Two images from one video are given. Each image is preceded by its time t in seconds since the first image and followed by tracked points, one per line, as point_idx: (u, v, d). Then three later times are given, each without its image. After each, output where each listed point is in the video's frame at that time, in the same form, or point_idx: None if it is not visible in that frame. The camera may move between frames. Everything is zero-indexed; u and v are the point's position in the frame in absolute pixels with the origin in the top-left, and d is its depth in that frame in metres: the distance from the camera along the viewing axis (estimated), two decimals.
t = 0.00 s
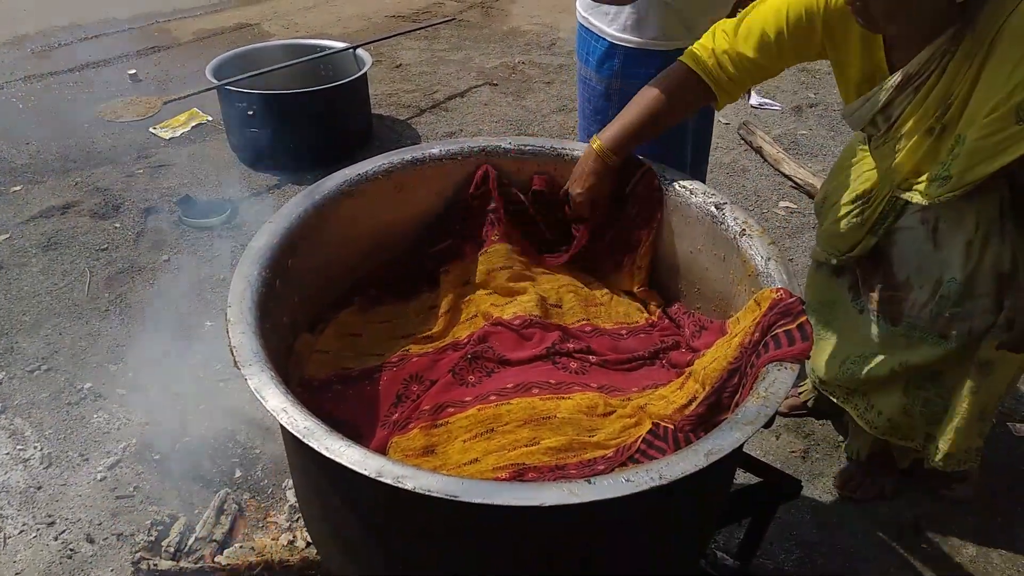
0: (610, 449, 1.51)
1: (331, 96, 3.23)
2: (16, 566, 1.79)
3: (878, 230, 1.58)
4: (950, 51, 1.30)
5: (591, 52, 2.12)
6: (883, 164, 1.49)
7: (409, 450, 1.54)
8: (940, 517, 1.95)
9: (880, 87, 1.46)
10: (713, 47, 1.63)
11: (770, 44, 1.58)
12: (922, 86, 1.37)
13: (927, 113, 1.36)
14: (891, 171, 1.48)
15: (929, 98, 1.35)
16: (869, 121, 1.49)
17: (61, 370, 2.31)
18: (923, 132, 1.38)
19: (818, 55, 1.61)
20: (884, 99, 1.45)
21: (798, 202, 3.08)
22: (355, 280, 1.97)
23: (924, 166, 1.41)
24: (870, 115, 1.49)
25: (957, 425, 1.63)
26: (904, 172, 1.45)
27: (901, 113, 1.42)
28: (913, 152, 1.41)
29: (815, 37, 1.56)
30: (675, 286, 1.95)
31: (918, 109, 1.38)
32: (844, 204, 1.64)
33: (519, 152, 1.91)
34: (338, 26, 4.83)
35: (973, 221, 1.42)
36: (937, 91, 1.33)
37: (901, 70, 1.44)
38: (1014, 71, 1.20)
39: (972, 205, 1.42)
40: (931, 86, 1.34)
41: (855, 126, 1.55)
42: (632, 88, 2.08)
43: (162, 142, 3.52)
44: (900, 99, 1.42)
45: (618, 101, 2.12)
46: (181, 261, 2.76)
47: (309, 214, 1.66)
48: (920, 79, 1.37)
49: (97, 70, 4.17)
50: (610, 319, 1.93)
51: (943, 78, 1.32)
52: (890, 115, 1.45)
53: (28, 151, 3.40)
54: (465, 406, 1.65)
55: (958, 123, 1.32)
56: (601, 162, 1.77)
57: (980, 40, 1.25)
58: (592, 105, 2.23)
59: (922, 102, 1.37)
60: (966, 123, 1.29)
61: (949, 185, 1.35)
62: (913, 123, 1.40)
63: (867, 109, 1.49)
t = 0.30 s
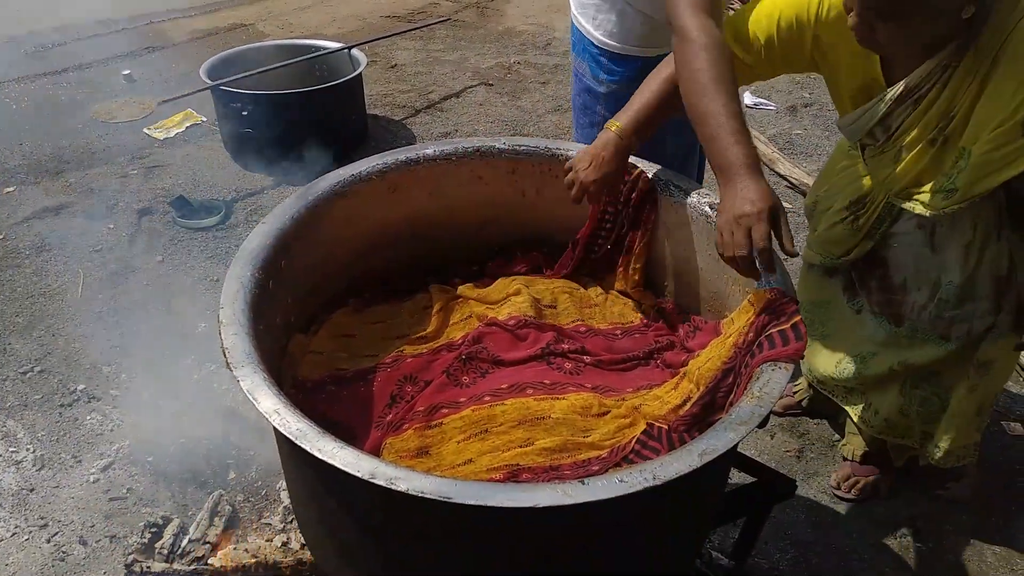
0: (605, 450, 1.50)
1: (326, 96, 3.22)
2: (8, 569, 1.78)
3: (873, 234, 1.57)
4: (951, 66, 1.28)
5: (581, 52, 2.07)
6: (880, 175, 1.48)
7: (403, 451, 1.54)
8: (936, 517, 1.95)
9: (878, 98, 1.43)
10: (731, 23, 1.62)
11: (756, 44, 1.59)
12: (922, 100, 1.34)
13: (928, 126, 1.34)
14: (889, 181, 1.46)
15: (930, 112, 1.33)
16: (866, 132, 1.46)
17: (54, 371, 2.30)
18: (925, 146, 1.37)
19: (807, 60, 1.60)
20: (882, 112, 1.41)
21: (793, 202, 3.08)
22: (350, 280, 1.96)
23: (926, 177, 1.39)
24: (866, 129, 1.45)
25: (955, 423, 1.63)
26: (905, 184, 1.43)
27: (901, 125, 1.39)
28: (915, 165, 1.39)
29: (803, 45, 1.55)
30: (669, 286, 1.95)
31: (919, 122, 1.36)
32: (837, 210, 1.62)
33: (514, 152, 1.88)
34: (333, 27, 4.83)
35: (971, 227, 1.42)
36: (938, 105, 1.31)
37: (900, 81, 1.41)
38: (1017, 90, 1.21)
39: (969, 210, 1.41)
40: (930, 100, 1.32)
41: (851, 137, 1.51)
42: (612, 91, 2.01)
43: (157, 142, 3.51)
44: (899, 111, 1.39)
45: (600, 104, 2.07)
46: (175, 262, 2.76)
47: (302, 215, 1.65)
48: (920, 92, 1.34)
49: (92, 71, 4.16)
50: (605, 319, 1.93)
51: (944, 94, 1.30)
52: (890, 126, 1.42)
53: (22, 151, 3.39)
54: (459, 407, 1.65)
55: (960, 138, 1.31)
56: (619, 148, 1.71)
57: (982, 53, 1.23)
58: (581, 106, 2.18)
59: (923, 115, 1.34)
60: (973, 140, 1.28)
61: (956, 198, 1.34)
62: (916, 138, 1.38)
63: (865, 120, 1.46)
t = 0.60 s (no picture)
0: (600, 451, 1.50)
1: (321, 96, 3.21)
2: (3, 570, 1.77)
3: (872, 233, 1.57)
4: (955, 62, 1.27)
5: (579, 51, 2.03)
6: (881, 172, 1.48)
7: (399, 452, 1.53)
8: (933, 516, 1.96)
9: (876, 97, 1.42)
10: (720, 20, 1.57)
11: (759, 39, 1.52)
12: (925, 95, 1.33)
13: (931, 123, 1.34)
14: (891, 179, 1.46)
15: (933, 108, 1.33)
16: (865, 130, 1.45)
17: (49, 372, 2.28)
18: (927, 144, 1.37)
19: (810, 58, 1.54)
20: (882, 108, 1.40)
21: (788, 201, 3.08)
22: (344, 280, 1.95)
23: (929, 175, 1.39)
24: (865, 126, 1.44)
25: (952, 424, 1.63)
26: (905, 184, 1.44)
27: (903, 121, 1.39)
28: (919, 162, 1.39)
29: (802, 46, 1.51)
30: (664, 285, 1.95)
31: (924, 117, 1.35)
32: (836, 209, 1.62)
33: (509, 151, 1.87)
34: (327, 26, 4.81)
35: (970, 227, 1.42)
36: (942, 101, 1.31)
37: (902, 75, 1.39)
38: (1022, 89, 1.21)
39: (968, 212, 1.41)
40: (934, 96, 1.31)
41: (850, 134, 1.50)
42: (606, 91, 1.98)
43: (150, 141, 3.49)
44: (900, 107, 1.38)
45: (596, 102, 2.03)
46: (169, 262, 2.74)
47: (295, 216, 1.64)
48: (921, 89, 1.33)
49: (85, 70, 4.14)
50: (601, 319, 1.92)
51: (947, 91, 1.29)
52: (889, 123, 1.41)
53: (14, 151, 3.37)
54: (455, 407, 1.64)
55: (963, 135, 1.32)
56: (621, 147, 1.71)
57: (989, 48, 1.23)
58: (581, 104, 2.14)
59: (927, 110, 1.34)
60: (977, 139, 1.29)
61: (960, 197, 1.34)
62: (918, 136, 1.37)
63: (863, 117, 1.44)
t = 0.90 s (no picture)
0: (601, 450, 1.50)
1: (325, 92, 3.21)
2: (4, 565, 1.78)
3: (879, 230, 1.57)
4: (965, 55, 1.27)
5: (587, 50, 2.03)
6: (890, 168, 1.48)
7: (401, 449, 1.53)
8: (934, 516, 1.95)
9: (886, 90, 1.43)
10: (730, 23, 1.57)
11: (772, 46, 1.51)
12: (936, 89, 1.34)
13: (942, 116, 1.34)
14: (899, 174, 1.46)
15: (944, 100, 1.33)
16: (875, 125, 1.46)
17: (51, 367, 2.29)
18: (938, 137, 1.37)
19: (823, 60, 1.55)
20: (893, 102, 1.41)
21: (792, 200, 3.08)
22: (348, 276, 1.96)
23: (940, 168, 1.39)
24: (874, 122, 1.45)
25: (958, 418, 1.62)
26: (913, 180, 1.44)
27: (913, 115, 1.39)
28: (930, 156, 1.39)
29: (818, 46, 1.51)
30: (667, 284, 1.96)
31: (936, 109, 1.35)
32: (842, 207, 1.62)
33: (514, 149, 1.87)
34: (331, 22, 4.81)
35: (978, 223, 1.43)
36: (954, 93, 1.31)
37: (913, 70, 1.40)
38: None
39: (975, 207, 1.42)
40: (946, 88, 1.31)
41: (858, 131, 1.50)
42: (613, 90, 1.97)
43: (154, 137, 3.50)
44: (911, 101, 1.38)
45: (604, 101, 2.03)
46: (172, 258, 2.75)
47: (299, 212, 1.64)
48: (932, 82, 1.33)
49: (89, 65, 4.15)
50: (603, 317, 1.92)
51: (958, 83, 1.30)
52: (899, 117, 1.42)
53: (18, 146, 3.38)
54: (457, 405, 1.64)
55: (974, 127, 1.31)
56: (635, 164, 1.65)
57: (999, 40, 1.23)
58: (590, 103, 2.14)
59: (939, 103, 1.34)
60: (988, 130, 1.27)
61: (970, 188, 1.32)
62: (929, 129, 1.37)
63: (873, 113, 1.45)
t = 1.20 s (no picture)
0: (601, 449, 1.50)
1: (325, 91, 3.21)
2: (4, 563, 1.78)
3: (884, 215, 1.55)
4: None
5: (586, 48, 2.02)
6: (900, 143, 1.46)
7: (401, 448, 1.53)
8: (934, 516, 1.95)
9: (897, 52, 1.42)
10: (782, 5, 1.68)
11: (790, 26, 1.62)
12: (955, 43, 1.33)
13: (967, 70, 1.33)
14: (912, 148, 1.44)
15: (969, 52, 1.32)
16: (885, 92, 1.44)
17: (51, 366, 2.29)
18: (962, 93, 1.35)
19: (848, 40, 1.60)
20: (908, 60, 1.39)
21: (792, 199, 3.07)
22: (349, 277, 1.96)
23: (964, 129, 1.38)
24: (887, 85, 1.43)
25: (963, 401, 1.65)
26: (930, 148, 1.42)
27: (929, 75, 1.38)
28: (953, 115, 1.37)
29: (828, 30, 1.59)
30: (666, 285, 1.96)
31: (957, 65, 1.34)
32: (844, 197, 1.62)
33: (514, 147, 1.87)
34: (331, 22, 4.81)
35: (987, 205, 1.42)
36: (980, 43, 1.30)
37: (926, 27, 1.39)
38: None
39: (986, 183, 1.42)
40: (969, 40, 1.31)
41: (866, 101, 1.49)
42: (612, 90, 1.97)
43: (154, 136, 3.50)
44: (927, 57, 1.37)
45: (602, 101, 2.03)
46: (172, 257, 2.74)
47: (299, 212, 1.64)
48: (952, 35, 1.33)
49: (89, 64, 4.14)
50: (603, 318, 1.92)
51: (986, 32, 1.29)
52: (912, 79, 1.40)
53: (18, 146, 3.37)
54: (457, 404, 1.64)
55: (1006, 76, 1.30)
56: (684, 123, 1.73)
57: None
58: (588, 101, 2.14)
59: (962, 58, 1.33)
60: None
61: (1015, 138, 1.32)
62: (949, 87, 1.36)
63: (885, 76, 1.44)
